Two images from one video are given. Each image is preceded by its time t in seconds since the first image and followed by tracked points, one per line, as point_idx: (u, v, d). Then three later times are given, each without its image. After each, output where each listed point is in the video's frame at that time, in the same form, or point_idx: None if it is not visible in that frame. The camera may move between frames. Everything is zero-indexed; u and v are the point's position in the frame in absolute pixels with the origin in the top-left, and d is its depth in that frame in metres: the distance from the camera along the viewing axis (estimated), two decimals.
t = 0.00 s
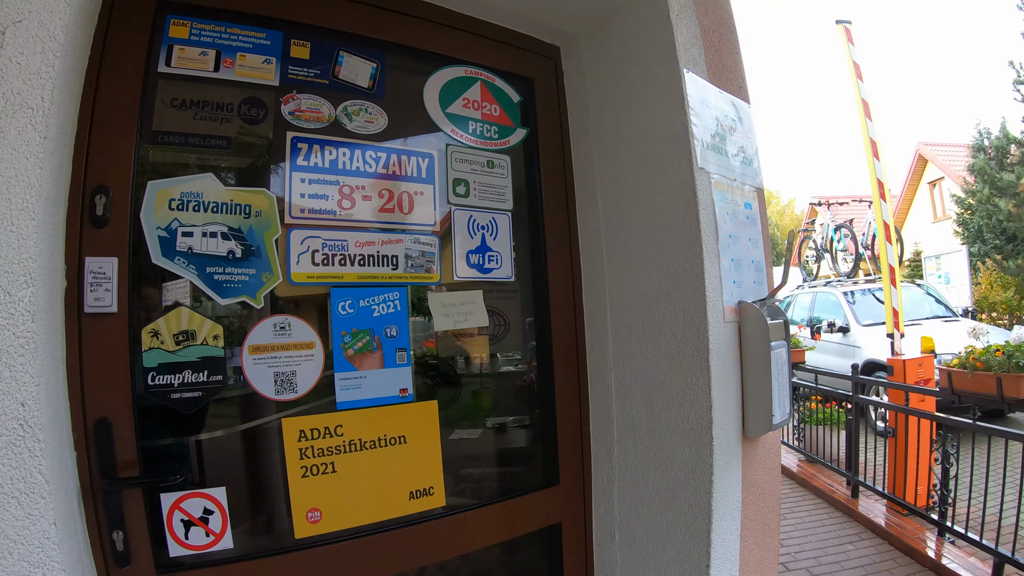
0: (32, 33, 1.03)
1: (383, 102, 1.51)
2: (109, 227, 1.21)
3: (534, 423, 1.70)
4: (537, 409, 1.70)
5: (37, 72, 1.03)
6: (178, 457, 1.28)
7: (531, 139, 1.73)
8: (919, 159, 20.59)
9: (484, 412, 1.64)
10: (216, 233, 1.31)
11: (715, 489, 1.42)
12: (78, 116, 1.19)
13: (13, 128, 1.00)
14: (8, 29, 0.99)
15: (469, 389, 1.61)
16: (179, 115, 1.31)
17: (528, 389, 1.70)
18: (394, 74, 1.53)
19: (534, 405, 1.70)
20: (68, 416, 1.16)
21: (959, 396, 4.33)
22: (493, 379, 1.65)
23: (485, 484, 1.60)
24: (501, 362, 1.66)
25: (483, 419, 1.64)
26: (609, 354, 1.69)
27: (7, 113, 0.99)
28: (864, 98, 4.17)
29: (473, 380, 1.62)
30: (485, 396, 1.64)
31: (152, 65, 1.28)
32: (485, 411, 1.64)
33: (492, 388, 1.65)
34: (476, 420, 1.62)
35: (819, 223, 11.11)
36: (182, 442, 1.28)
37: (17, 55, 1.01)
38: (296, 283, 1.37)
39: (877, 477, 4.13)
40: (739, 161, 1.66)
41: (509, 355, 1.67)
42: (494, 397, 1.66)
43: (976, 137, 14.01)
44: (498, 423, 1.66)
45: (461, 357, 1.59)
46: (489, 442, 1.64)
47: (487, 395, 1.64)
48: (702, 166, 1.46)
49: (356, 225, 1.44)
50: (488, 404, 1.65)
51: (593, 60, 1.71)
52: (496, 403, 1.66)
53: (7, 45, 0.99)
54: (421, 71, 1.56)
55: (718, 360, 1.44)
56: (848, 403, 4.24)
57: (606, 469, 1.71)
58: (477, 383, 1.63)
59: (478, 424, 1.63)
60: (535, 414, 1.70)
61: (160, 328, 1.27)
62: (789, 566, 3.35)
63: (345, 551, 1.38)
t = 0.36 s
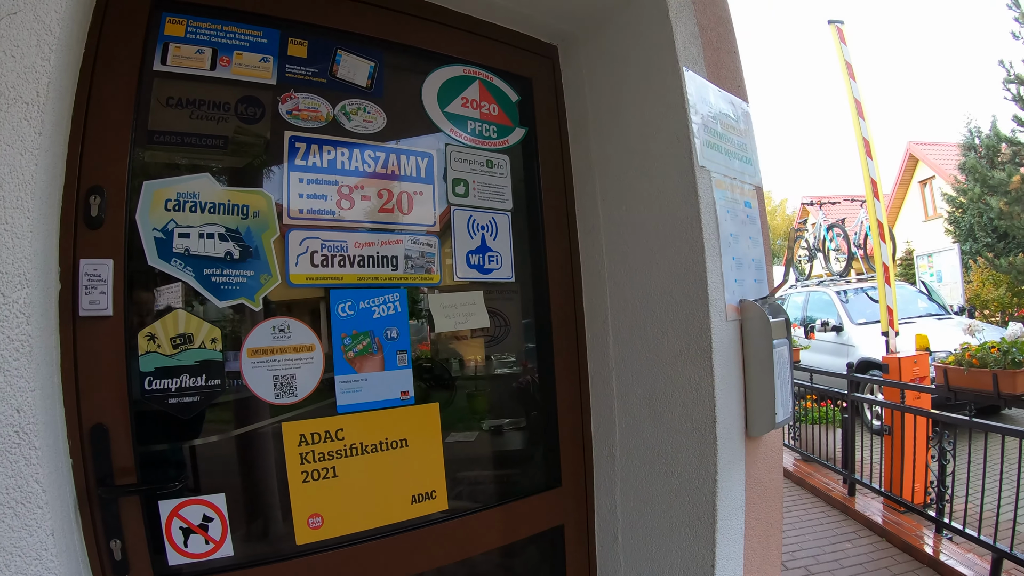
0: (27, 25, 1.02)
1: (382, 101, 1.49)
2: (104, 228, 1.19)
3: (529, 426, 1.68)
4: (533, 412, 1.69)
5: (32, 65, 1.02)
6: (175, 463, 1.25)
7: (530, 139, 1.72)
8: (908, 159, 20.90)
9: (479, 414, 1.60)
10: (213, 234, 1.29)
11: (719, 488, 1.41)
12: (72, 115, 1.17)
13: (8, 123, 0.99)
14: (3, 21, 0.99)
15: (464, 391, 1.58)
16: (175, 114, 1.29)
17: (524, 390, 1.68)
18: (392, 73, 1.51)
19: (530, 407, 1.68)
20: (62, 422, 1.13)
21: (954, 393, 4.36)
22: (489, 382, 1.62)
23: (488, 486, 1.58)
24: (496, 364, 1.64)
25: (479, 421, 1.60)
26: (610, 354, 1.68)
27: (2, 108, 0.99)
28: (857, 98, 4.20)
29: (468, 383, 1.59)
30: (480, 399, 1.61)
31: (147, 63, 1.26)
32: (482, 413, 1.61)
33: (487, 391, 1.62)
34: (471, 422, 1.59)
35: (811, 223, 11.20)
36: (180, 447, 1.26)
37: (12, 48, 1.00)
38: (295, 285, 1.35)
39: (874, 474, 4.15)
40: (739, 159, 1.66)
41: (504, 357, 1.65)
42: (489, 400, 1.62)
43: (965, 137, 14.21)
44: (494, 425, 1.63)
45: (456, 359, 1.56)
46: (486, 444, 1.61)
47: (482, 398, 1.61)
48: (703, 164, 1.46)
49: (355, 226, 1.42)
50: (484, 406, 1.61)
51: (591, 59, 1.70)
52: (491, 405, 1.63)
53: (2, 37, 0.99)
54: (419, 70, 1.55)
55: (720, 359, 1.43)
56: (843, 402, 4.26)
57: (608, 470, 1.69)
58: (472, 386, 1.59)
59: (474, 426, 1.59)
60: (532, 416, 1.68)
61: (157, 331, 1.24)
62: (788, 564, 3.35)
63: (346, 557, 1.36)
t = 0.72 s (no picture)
0: (28, 21, 1.02)
1: (382, 98, 1.49)
2: (106, 226, 1.19)
3: (531, 424, 1.68)
4: (535, 410, 1.69)
5: (34, 61, 1.03)
6: (178, 461, 1.25)
7: (531, 136, 1.73)
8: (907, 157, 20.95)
9: (480, 413, 1.60)
10: (215, 231, 1.29)
11: (722, 484, 1.41)
12: (73, 113, 1.17)
13: (10, 119, 0.99)
14: (4, 16, 0.99)
15: (465, 391, 1.58)
16: (176, 112, 1.29)
17: (526, 388, 1.68)
18: (392, 71, 1.52)
19: (532, 406, 1.69)
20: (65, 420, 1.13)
21: (956, 389, 4.36)
22: (490, 381, 1.63)
23: (491, 484, 1.58)
24: (497, 362, 1.64)
25: (481, 420, 1.60)
26: (612, 351, 1.68)
27: (4, 103, 0.99)
28: (856, 94, 4.20)
29: (469, 381, 1.59)
30: (482, 397, 1.61)
31: (148, 61, 1.26)
32: (483, 412, 1.61)
33: (488, 389, 1.62)
34: (473, 420, 1.59)
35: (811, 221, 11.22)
36: (183, 446, 1.26)
37: (13, 44, 1.00)
38: (297, 282, 1.35)
39: (875, 471, 4.15)
40: (739, 155, 1.66)
41: (504, 355, 1.65)
42: (491, 398, 1.63)
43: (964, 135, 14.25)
44: (496, 424, 1.63)
45: (457, 358, 1.56)
46: (488, 443, 1.61)
47: (484, 396, 1.61)
48: (703, 160, 1.46)
49: (356, 223, 1.42)
50: (486, 405, 1.62)
51: (591, 56, 1.70)
52: (493, 404, 1.63)
53: (4, 32, 0.99)
54: (419, 68, 1.55)
55: (722, 354, 1.43)
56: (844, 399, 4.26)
57: (611, 466, 1.69)
58: (473, 385, 1.59)
59: (476, 425, 1.59)
60: (533, 415, 1.68)
61: (159, 329, 1.24)
62: (790, 561, 3.35)
63: (349, 554, 1.36)
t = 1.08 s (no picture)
0: (28, 9, 1.01)
1: (383, 94, 1.48)
2: (104, 221, 1.18)
3: (529, 422, 1.66)
4: (533, 408, 1.67)
5: (33, 51, 1.01)
6: (176, 459, 1.24)
7: (532, 133, 1.72)
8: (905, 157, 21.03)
9: (477, 411, 1.58)
10: (214, 226, 1.28)
11: (724, 482, 1.40)
12: (71, 107, 1.16)
13: (8, 109, 0.98)
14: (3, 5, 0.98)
15: (462, 389, 1.56)
16: (175, 106, 1.28)
17: (525, 386, 1.67)
18: (394, 66, 1.50)
19: (530, 404, 1.67)
20: (61, 417, 1.12)
21: (954, 388, 4.37)
22: (487, 379, 1.61)
23: (491, 482, 1.57)
24: (494, 361, 1.62)
25: (478, 418, 1.58)
26: (613, 348, 1.67)
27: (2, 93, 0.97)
28: (855, 94, 4.21)
29: (467, 380, 1.57)
30: (478, 395, 1.59)
31: (147, 54, 1.25)
32: (480, 411, 1.59)
33: (486, 388, 1.60)
34: (470, 418, 1.57)
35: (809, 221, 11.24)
36: (181, 443, 1.24)
37: (12, 33, 0.99)
38: (297, 278, 1.34)
39: (872, 471, 4.16)
40: (741, 152, 1.66)
41: (502, 353, 1.63)
42: (488, 396, 1.60)
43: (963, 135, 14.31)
44: (494, 422, 1.61)
45: (454, 356, 1.54)
46: (485, 441, 1.59)
47: (481, 394, 1.59)
48: (706, 157, 1.45)
49: (357, 219, 1.41)
50: (483, 403, 1.59)
51: (593, 53, 1.70)
52: (490, 402, 1.61)
53: (3, 21, 0.98)
54: (421, 63, 1.54)
55: (724, 352, 1.43)
56: (841, 399, 4.26)
57: (611, 464, 1.69)
58: (470, 383, 1.57)
59: (473, 424, 1.57)
60: (531, 413, 1.66)
61: (157, 325, 1.23)
62: (789, 560, 3.36)
63: (349, 553, 1.35)
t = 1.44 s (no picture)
0: (30, 12, 1.03)
1: (381, 93, 1.49)
2: (103, 220, 1.19)
3: (524, 420, 1.68)
4: (528, 406, 1.69)
5: (36, 52, 1.05)
6: (174, 456, 1.25)
7: (529, 132, 1.73)
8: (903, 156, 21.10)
9: (473, 408, 1.60)
10: (213, 225, 1.29)
11: (717, 480, 1.42)
12: (70, 106, 1.17)
13: (11, 109, 1.01)
14: (6, 8, 1.00)
15: (458, 386, 1.57)
16: (174, 106, 1.29)
17: (520, 384, 1.68)
18: (391, 66, 1.51)
19: (525, 402, 1.68)
20: (61, 415, 1.13)
21: (947, 387, 4.41)
22: (483, 376, 1.62)
23: (487, 479, 1.59)
24: (490, 359, 1.63)
25: (473, 416, 1.60)
26: (608, 347, 1.69)
27: (5, 94, 1.00)
28: (851, 94, 4.23)
29: (463, 377, 1.58)
30: (474, 392, 1.60)
31: (146, 54, 1.26)
32: (476, 408, 1.60)
33: (481, 385, 1.61)
34: (466, 416, 1.58)
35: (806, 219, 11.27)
36: (177, 441, 1.25)
37: (15, 35, 1.01)
38: (295, 276, 1.35)
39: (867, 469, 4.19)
40: (736, 153, 1.67)
41: (498, 351, 1.64)
42: (484, 393, 1.62)
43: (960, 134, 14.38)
44: (489, 420, 1.62)
45: (450, 354, 1.56)
46: (480, 439, 1.60)
47: (477, 392, 1.60)
48: (701, 158, 1.47)
49: (355, 218, 1.42)
50: (479, 400, 1.61)
51: (590, 54, 1.71)
52: (486, 400, 1.62)
53: (5, 24, 1.00)
54: (418, 63, 1.55)
55: (718, 351, 1.44)
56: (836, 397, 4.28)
57: (606, 462, 1.70)
58: (466, 380, 1.59)
59: (468, 421, 1.59)
60: (526, 411, 1.68)
61: (156, 324, 1.24)
62: (783, 558, 3.38)
63: (346, 550, 1.36)
